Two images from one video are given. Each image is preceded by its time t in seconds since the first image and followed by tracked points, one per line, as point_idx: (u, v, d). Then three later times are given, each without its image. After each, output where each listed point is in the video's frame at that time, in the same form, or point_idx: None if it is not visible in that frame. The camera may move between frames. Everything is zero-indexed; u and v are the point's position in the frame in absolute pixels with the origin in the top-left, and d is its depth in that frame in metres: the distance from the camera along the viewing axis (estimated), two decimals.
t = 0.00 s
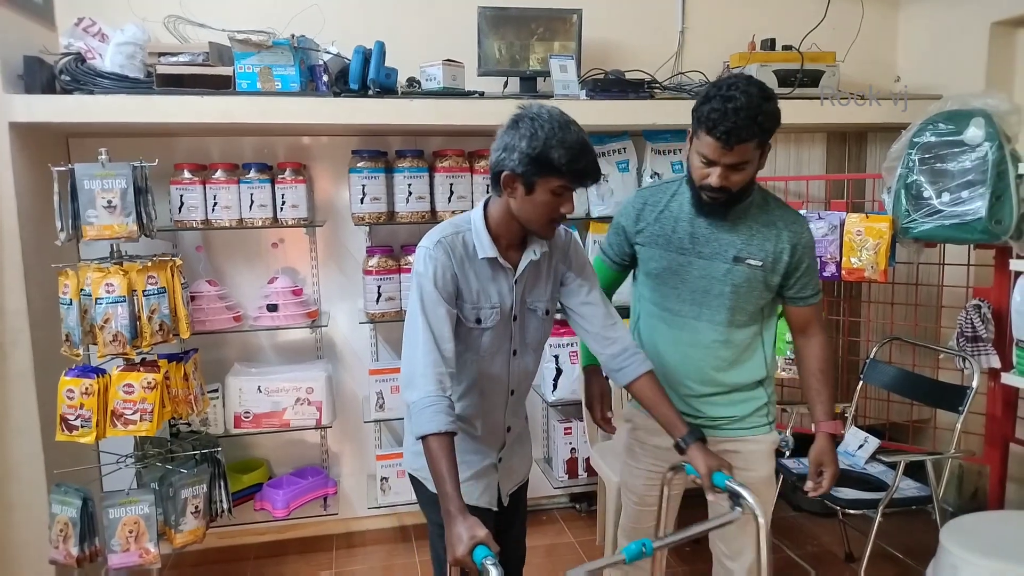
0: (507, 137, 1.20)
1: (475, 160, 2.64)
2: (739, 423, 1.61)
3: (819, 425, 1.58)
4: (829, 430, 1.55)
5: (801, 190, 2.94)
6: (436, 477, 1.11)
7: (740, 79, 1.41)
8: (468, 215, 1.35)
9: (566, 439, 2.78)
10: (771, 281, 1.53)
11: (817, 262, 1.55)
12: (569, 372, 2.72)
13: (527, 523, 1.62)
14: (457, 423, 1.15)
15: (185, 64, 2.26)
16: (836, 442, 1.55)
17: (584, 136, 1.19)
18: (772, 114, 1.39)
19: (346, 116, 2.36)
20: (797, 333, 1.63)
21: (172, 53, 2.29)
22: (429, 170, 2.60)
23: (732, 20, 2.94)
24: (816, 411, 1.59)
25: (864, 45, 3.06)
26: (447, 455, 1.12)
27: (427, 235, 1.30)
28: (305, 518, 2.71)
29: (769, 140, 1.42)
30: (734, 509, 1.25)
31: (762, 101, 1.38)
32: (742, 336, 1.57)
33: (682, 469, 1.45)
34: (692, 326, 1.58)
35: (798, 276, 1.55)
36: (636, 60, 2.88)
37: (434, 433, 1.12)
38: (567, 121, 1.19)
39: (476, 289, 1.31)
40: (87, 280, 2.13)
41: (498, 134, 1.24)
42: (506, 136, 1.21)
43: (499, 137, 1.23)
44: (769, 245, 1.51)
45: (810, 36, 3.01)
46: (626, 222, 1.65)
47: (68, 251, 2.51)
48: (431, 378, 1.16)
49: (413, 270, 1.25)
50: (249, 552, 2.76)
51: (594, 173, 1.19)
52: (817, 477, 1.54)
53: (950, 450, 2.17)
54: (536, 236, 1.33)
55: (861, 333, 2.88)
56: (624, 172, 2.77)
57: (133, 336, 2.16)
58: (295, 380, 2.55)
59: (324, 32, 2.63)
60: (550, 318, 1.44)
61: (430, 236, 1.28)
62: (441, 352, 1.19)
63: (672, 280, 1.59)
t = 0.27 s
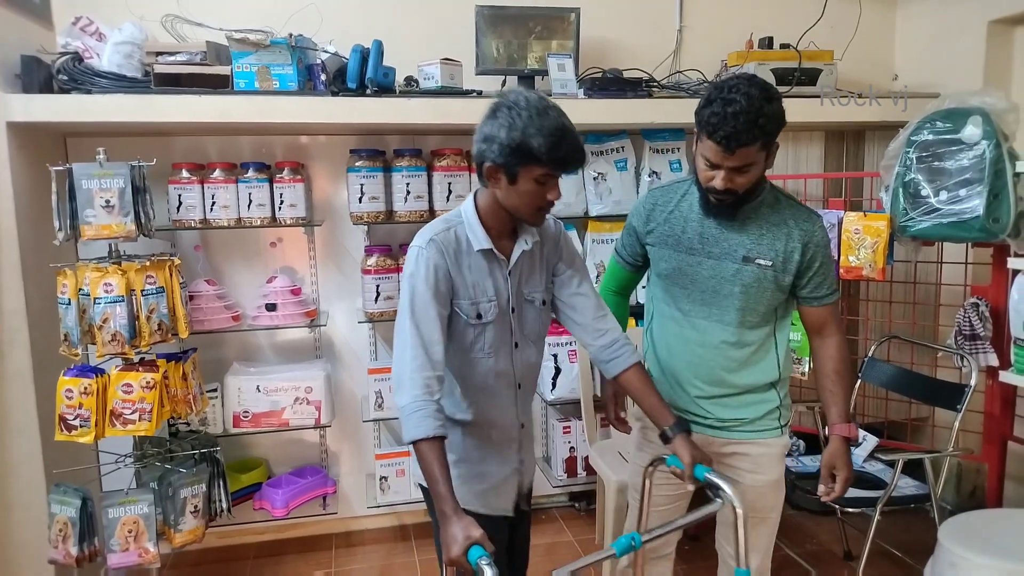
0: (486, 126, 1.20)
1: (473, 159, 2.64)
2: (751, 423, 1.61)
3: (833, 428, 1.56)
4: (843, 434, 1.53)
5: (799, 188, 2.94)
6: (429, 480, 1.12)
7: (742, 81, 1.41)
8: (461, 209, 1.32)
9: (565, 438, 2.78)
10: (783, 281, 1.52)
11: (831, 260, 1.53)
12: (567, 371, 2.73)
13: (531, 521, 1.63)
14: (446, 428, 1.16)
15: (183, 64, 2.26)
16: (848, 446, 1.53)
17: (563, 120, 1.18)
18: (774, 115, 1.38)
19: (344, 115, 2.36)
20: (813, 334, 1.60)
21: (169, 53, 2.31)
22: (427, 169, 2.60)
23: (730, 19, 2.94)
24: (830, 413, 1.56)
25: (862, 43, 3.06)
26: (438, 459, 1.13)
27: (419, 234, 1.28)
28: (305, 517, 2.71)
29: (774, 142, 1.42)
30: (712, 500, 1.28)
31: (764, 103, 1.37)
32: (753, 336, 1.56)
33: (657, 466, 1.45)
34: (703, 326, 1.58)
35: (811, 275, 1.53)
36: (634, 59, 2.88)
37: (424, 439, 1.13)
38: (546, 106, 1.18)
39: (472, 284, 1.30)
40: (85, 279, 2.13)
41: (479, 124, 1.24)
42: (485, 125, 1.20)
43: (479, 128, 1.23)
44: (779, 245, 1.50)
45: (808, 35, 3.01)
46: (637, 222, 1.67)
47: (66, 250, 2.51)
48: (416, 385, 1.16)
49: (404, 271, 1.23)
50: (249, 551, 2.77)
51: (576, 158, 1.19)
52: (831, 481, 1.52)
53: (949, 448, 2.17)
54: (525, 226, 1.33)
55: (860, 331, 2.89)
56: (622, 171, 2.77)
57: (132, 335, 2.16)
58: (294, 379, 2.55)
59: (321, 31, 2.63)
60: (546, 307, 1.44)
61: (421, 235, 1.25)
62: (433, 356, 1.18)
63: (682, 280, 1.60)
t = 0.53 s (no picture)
0: (475, 118, 1.20)
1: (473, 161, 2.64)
2: (747, 425, 1.61)
3: (825, 429, 1.56)
4: (834, 434, 1.53)
5: (798, 190, 2.95)
6: (419, 481, 1.11)
7: (735, 84, 1.42)
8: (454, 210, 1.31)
9: (565, 440, 2.78)
10: (778, 283, 1.52)
11: (826, 261, 1.52)
12: (567, 373, 2.73)
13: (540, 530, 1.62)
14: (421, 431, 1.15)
15: (183, 66, 2.26)
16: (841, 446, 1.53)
17: (553, 109, 1.19)
18: (767, 120, 1.39)
19: (344, 117, 2.36)
20: (808, 335, 1.59)
21: (169, 55, 2.31)
22: (427, 171, 2.60)
23: (730, 21, 2.95)
24: (822, 415, 1.56)
25: (861, 46, 3.06)
26: (421, 460, 1.12)
27: (410, 240, 1.26)
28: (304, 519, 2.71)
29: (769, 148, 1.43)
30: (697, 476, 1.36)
31: (756, 106, 1.38)
32: (749, 338, 1.56)
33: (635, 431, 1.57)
34: (698, 329, 1.58)
35: (805, 276, 1.52)
36: (634, 61, 2.89)
37: (397, 446, 1.12)
38: (535, 96, 1.20)
39: (467, 288, 1.28)
40: (85, 281, 2.13)
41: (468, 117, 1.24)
42: (474, 116, 1.21)
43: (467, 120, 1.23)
44: (773, 247, 1.50)
45: (807, 37, 3.01)
46: (632, 226, 1.68)
47: (66, 252, 2.51)
48: (380, 394, 1.16)
49: (392, 280, 1.21)
50: (247, 553, 2.76)
51: (567, 148, 1.20)
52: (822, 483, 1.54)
53: (948, 451, 2.17)
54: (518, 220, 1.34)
55: (859, 334, 2.89)
56: (621, 173, 2.77)
57: (131, 337, 2.16)
58: (293, 381, 2.55)
59: (322, 33, 2.63)
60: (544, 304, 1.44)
61: (408, 247, 1.23)
62: (411, 365, 1.17)
63: (677, 283, 1.60)
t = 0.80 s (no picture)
0: (487, 118, 1.19)
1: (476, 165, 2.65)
2: (739, 429, 1.61)
3: (812, 434, 1.57)
4: (822, 439, 1.55)
5: (801, 194, 2.95)
6: (448, 497, 1.10)
7: (729, 80, 1.45)
8: (455, 211, 1.31)
9: (567, 444, 2.78)
10: (771, 287, 1.53)
11: (817, 265, 1.53)
12: (569, 377, 2.73)
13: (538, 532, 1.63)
14: (448, 445, 1.14)
15: (187, 70, 2.26)
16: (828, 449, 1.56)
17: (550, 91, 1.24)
18: (763, 112, 1.43)
19: (347, 121, 2.36)
20: (797, 340, 1.60)
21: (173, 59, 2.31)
22: (430, 175, 2.61)
23: (732, 25, 2.95)
24: (810, 418, 1.57)
25: (863, 50, 3.06)
26: (450, 474, 1.11)
27: (413, 242, 1.26)
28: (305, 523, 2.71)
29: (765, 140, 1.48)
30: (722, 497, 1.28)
31: (751, 98, 1.42)
32: (741, 342, 1.56)
33: (656, 458, 1.50)
34: (691, 333, 1.58)
35: (797, 281, 1.53)
36: (636, 65, 2.89)
37: (425, 461, 1.11)
38: (533, 84, 1.23)
39: (472, 289, 1.28)
40: (89, 285, 2.14)
41: (471, 121, 1.21)
42: (473, 117, 1.21)
43: (477, 125, 1.20)
44: (766, 251, 1.51)
45: (810, 41, 3.01)
46: (625, 229, 1.68)
47: (69, 256, 2.51)
48: (408, 404, 1.15)
49: (398, 283, 1.21)
50: (250, 557, 2.77)
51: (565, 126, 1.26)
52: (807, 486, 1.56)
53: (952, 456, 2.16)
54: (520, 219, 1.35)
55: (862, 338, 2.89)
56: (624, 177, 2.77)
57: (134, 341, 2.16)
58: (296, 385, 2.55)
59: (325, 37, 2.64)
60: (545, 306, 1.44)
61: (414, 246, 1.23)
62: (429, 369, 1.17)
63: (670, 287, 1.60)
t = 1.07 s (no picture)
0: (493, 112, 1.19)
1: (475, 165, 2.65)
2: (731, 431, 1.61)
3: (805, 438, 1.59)
4: (815, 444, 1.56)
5: (800, 195, 2.95)
6: (441, 510, 1.12)
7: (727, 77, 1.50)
8: (458, 212, 1.31)
9: (566, 445, 2.78)
10: (765, 291, 1.54)
11: (812, 270, 1.54)
12: (569, 377, 2.73)
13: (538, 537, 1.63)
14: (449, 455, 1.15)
15: (187, 70, 2.26)
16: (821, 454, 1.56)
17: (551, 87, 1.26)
18: (760, 108, 1.45)
19: (347, 121, 2.36)
20: (791, 344, 1.63)
21: (173, 60, 2.32)
22: (429, 176, 2.61)
23: (732, 26, 2.95)
24: (803, 422, 1.60)
25: (863, 51, 3.06)
26: (446, 486, 1.13)
27: (415, 243, 1.25)
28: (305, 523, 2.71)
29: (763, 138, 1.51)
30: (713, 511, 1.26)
31: (747, 94, 1.45)
32: (736, 345, 1.57)
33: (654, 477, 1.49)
34: (686, 335, 1.58)
35: (792, 286, 1.55)
36: (636, 66, 2.89)
37: (425, 470, 1.13)
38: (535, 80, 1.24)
39: (474, 291, 1.27)
40: (88, 285, 2.14)
41: (474, 116, 1.21)
42: (490, 112, 1.19)
43: (482, 119, 1.20)
44: (762, 255, 1.52)
45: (809, 42, 3.01)
46: (621, 229, 1.67)
47: (69, 256, 2.51)
48: (412, 411, 1.15)
49: (400, 284, 1.21)
50: (249, 557, 2.77)
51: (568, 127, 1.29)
52: (800, 491, 1.56)
53: (951, 457, 2.16)
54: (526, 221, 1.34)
55: (861, 339, 2.89)
56: (623, 178, 2.77)
57: (134, 341, 2.16)
58: (295, 385, 2.55)
59: (324, 38, 2.64)
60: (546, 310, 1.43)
61: (417, 247, 1.23)
62: (433, 374, 1.17)
63: (664, 288, 1.59)
